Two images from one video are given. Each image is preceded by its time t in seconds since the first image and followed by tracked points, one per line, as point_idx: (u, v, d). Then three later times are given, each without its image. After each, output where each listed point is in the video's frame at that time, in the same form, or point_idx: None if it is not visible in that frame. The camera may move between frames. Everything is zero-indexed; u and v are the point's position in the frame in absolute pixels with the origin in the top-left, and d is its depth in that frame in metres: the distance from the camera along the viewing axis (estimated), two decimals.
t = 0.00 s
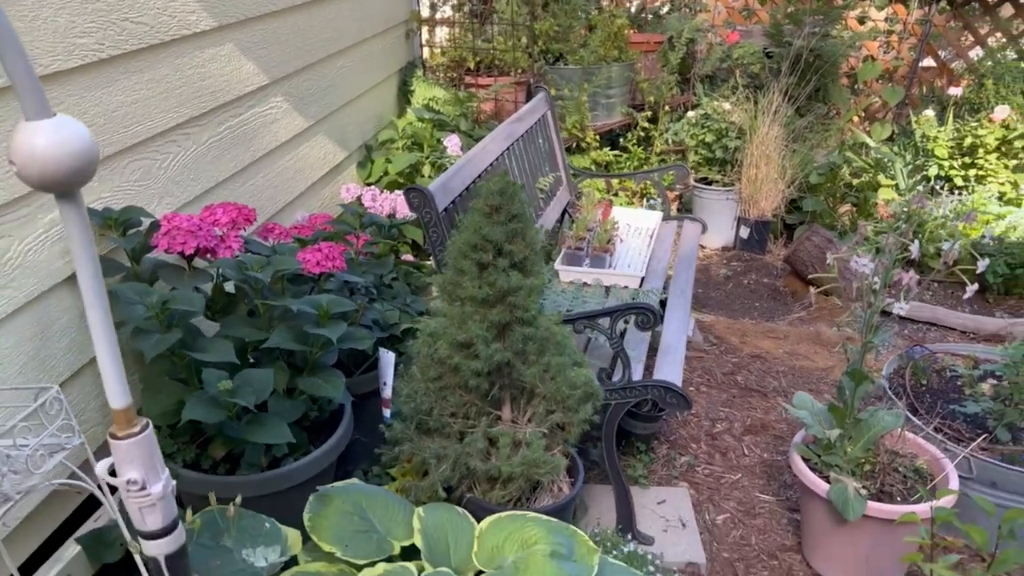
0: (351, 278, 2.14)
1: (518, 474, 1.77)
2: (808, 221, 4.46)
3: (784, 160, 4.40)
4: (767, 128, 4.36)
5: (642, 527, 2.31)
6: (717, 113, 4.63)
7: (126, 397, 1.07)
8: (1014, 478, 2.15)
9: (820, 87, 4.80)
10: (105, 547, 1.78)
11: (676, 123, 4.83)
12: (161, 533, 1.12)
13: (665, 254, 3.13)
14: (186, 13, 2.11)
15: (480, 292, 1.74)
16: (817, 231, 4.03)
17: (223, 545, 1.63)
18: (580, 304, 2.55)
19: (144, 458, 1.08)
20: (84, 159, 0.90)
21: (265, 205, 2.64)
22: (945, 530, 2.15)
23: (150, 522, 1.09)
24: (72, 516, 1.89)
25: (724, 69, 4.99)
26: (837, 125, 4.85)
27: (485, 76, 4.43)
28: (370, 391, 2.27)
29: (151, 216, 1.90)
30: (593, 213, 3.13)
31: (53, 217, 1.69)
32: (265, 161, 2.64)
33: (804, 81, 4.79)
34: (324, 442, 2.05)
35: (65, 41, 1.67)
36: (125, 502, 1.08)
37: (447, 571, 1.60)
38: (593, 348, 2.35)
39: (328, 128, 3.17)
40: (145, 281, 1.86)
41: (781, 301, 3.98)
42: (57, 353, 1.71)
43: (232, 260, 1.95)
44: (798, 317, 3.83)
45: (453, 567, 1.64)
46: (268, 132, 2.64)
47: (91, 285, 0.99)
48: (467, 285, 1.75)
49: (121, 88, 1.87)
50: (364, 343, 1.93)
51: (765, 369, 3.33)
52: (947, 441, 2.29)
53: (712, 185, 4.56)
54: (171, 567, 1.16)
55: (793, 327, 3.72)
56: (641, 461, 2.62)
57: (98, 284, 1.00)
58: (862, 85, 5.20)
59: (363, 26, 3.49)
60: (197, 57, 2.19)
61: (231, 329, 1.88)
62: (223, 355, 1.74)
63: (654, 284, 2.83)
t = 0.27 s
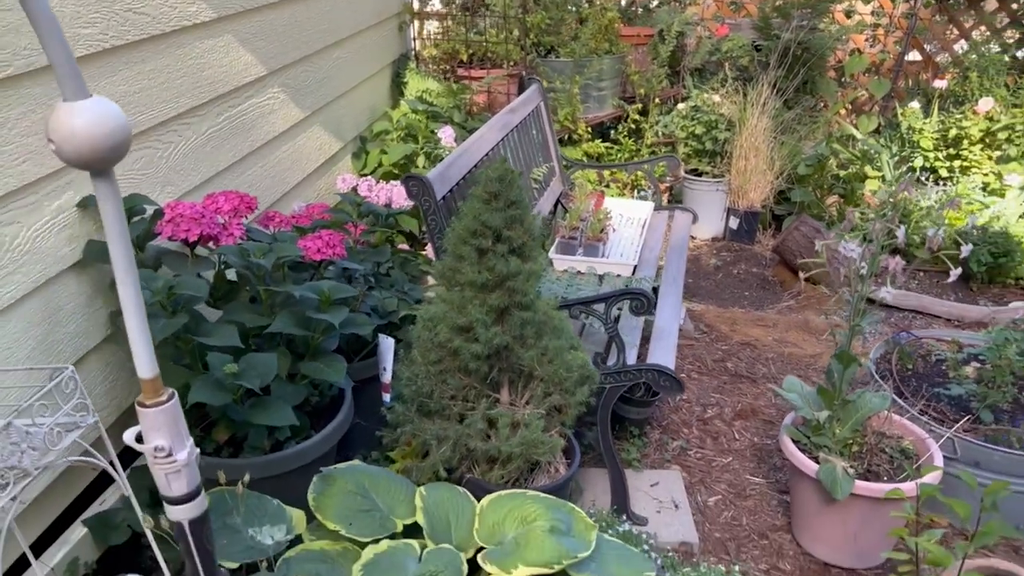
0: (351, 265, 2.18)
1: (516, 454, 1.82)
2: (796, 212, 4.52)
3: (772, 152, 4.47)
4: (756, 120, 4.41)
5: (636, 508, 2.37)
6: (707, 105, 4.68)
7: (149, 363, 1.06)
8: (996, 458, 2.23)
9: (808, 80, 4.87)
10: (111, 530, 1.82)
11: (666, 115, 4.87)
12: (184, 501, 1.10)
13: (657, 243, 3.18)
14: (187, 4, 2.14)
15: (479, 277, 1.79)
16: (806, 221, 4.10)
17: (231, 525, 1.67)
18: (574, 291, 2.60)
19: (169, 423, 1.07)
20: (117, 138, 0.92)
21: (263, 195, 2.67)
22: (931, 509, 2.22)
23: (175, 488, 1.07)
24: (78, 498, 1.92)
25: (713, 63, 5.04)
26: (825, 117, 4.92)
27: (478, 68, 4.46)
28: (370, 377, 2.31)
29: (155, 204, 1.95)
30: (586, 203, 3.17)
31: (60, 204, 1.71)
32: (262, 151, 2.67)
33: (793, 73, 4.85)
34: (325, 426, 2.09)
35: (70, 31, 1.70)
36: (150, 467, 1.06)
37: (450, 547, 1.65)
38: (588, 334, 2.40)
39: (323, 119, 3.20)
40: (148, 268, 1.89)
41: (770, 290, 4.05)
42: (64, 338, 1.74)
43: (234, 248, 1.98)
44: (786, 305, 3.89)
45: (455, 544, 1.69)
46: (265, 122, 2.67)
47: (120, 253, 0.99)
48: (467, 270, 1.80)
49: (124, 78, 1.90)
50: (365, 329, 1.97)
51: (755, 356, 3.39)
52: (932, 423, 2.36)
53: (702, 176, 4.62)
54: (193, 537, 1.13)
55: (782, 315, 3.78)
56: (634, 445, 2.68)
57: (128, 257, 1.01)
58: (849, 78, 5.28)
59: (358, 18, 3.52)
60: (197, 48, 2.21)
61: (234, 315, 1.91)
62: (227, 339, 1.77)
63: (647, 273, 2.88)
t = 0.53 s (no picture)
0: (345, 254, 2.21)
1: (509, 438, 1.85)
2: (783, 205, 4.58)
3: (760, 145, 4.51)
4: (744, 113, 4.46)
5: (626, 493, 2.41)
6: (696, 99, 4.73)
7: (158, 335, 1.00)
8: (976, 443, 2.28)
9: (795, 74, 4.91)
10: (108, 515, 1.84)
11: (655, 109, 4.91)
12: (190, 475, 1.02)
13: (646, 234, 3.22)
14: None
15: (472, 264, 1.82)
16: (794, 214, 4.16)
17: (228, 508, 1.69)
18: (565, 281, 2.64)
19: (177, 395, 1.00)
20: (127, 120, 0.91)
21: (256, 186, 2.69)
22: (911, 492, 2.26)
23: (181, 462, 1.00)
24: (76, 482, 1.94)
25: (702, 57, 5.09)
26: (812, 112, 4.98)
27: (468, 61, 4.50)
28: (363, 365, 2.33)
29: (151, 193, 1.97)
30: (576, 194, 3.20)
31: (57, 192, 1.73)
32: (255, 142, 2.69)
33: (780, 68, 4.90)
34: (319, 412, 2.12)
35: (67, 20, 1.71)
36: (156, 440, 0.99)
37: (443, 528, 1.68)
38: (579, 322, 2.44)
39: (315, 112, 3.22)
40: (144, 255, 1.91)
41: (757, 282, 4.10)
42: (61, 324, 1.76)
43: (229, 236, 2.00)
44: (774, 297, 3.94)
45: (449, 525, 1.72)
46: (258, 114, 2.69)
47: (131, 238, 0.96)
48: (460, 257, 1.83)
49: (119, 68, 1.92)
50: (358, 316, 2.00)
51: (743, 346, 3.44)
52: (915, 409, 2.41)
53: (690, 169, 4.66)
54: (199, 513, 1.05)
55: (769, 306, 3.83)
56: (624, 433, 2.72)
57: (138, 241, 0.97)
58: (836, 72, 5.33)
59: (349, 10, 3.53)
60: (191, 40, 2.23)
61: (229, 303, 1.94)
62: (223, 326, 1.80)
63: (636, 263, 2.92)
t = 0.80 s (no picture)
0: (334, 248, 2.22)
1: (495, 430, 1.86)
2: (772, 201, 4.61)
3: (748, 142, 4.54)
4: (733, 110, 4.49)
5: (613, 486, 2.43)
6: (684, 96, 4.75)
7: (145, 325, 1.04)
8: (958, 436, 2.31)
9: (784, 72, 4.94)
10: (97, 507, 1.85)
11: (645, 106, 4.95)
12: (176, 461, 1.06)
13: (634, 229, 3.24)
14: None
15: (460, 258, 1.84)
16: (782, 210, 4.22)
17: (215, 499, 1.70)
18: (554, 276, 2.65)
19: (163, 382, 1.04)
20: (116, 110, 0.94)
21: (245, 180, 2.70)
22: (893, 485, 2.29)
23: (168, 448, 1.05)
24: (65, 474, 1.95)
25: (692, 54, 5.11)
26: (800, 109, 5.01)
27: (458, 58, 4.52)
28: (352, 359, 2.35)
29: (140, 186, 1.98)
30: (565, 190, 3.22)
31: (46, 185, 1.74)
32: (245, 137, 2.69)
33: (769, 65, 4.93)
34: (308, 405, 2.13)
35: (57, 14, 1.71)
36: (144, 427, 1.03)
37: (430, 519, 1.69)
38: (566, 316, 2.45)
39: (305, 107, 3.23)
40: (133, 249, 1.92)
41: (745, 278, 4.12)
42: (50, 317, 1.76)
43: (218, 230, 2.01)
44: (761, 292, 3.97)
45: (436, 516, 1.74)
46: (248, 109, 2.69)
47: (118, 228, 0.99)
48: (447, 251, 1.84)
49: (108, 62, 1.92)
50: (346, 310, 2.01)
51: (730, 341, 3.47)
52: (898, 402, 2.44)
53: (679, 166, 4.69)
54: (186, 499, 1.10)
55: (757, 302, 3.85)
56: (611, 426, 2.74)
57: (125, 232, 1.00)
58: (824, 70, 5.37)
59: (339, 6, 3.54)
60: (180, 34, 2.23)
61: (218, 296, 1.95)
62: (212, 319, 1.81)
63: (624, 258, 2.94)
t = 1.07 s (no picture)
0: (319, 244, 2.24)
1: (476, 423, 1.90)
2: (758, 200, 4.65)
3: (735, 141, 4.58)
4: (719, 110, 4.53)
5: (595, 480, 2.47)
6: (672, 95, 4.79)
7: (120, 317, 1.13)
8: (935, 430, 2.34)
9: (772, 72, 4.99)
10: (82, 500, 1.87)
11: (633, 105, 4.99)
12: (153, 449, 1.17)
13: (619, 228, 3.28)
14: None
15: (441, 254, 1.87)
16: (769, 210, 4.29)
17: (199, 492, 1.73)
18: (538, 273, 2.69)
19: (140, 374, 1.13)
20: (91, 106, 1.00)
21: (233, 178, 2.72)
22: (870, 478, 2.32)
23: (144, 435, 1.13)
24: (51, 468, 1.97)
25: (680, 54, 5.15)
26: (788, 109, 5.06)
27: (447, 56, 4.55)
28: (337, 355, 2.37)
29: (126, 182, 2.00)
30: (551, 189, 3.25)
31: (32, 182, 1.76)
32: (233, 135, 2.71)
33: (756, 65, 4.97)
34: (292, 400, 2.15)
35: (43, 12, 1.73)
36: (121, 415, 1.12)
37: (411, 511, 1.72)
38: (549, 313, 2.49)
39: (293, 105, 3.25)
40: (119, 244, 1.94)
41: (731, 276, 4.16)
42: (36, 312, 1.78)
43: (204, 226, 2.03)
44: (747, 290, 4.00)
45: (416, 508, 1.77)
46: (236, 107, 2.71)
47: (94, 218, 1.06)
48: (429, 247, 1.87)
49: (94, 61, 1.94)
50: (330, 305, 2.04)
51: (715, 338, 3.50)
52: (876, 398, 2.48)
53: (667, 165, 4.72)
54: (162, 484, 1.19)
55: (742, 300, 3.89)
56: (595, 422, 2.78)
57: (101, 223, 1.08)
58: (812, 71, 5.42)
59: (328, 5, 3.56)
60: (166, 33, 2.25)
61: (203, 292, 1.97)
62: (196, 314, 1.83)
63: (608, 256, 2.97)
